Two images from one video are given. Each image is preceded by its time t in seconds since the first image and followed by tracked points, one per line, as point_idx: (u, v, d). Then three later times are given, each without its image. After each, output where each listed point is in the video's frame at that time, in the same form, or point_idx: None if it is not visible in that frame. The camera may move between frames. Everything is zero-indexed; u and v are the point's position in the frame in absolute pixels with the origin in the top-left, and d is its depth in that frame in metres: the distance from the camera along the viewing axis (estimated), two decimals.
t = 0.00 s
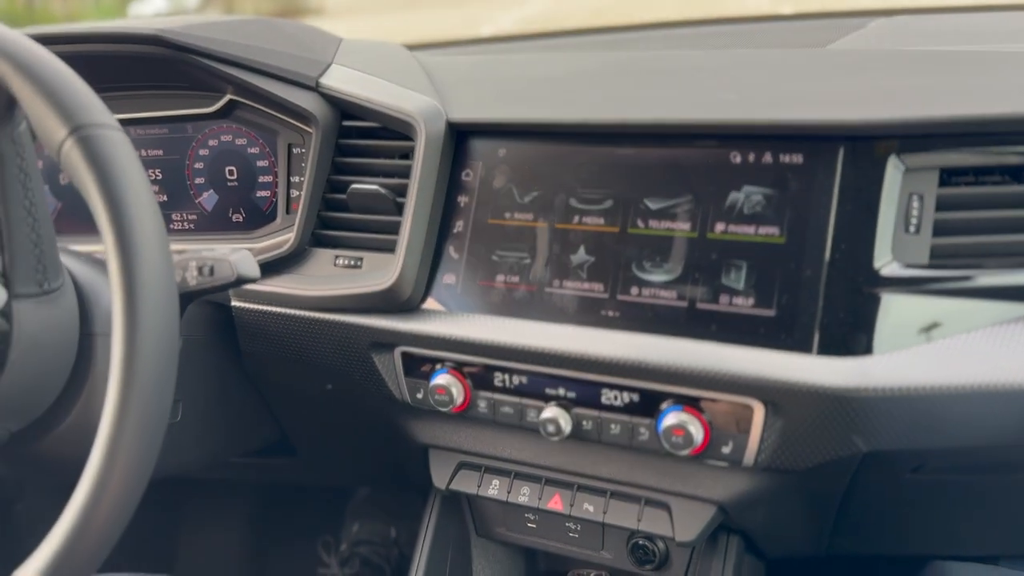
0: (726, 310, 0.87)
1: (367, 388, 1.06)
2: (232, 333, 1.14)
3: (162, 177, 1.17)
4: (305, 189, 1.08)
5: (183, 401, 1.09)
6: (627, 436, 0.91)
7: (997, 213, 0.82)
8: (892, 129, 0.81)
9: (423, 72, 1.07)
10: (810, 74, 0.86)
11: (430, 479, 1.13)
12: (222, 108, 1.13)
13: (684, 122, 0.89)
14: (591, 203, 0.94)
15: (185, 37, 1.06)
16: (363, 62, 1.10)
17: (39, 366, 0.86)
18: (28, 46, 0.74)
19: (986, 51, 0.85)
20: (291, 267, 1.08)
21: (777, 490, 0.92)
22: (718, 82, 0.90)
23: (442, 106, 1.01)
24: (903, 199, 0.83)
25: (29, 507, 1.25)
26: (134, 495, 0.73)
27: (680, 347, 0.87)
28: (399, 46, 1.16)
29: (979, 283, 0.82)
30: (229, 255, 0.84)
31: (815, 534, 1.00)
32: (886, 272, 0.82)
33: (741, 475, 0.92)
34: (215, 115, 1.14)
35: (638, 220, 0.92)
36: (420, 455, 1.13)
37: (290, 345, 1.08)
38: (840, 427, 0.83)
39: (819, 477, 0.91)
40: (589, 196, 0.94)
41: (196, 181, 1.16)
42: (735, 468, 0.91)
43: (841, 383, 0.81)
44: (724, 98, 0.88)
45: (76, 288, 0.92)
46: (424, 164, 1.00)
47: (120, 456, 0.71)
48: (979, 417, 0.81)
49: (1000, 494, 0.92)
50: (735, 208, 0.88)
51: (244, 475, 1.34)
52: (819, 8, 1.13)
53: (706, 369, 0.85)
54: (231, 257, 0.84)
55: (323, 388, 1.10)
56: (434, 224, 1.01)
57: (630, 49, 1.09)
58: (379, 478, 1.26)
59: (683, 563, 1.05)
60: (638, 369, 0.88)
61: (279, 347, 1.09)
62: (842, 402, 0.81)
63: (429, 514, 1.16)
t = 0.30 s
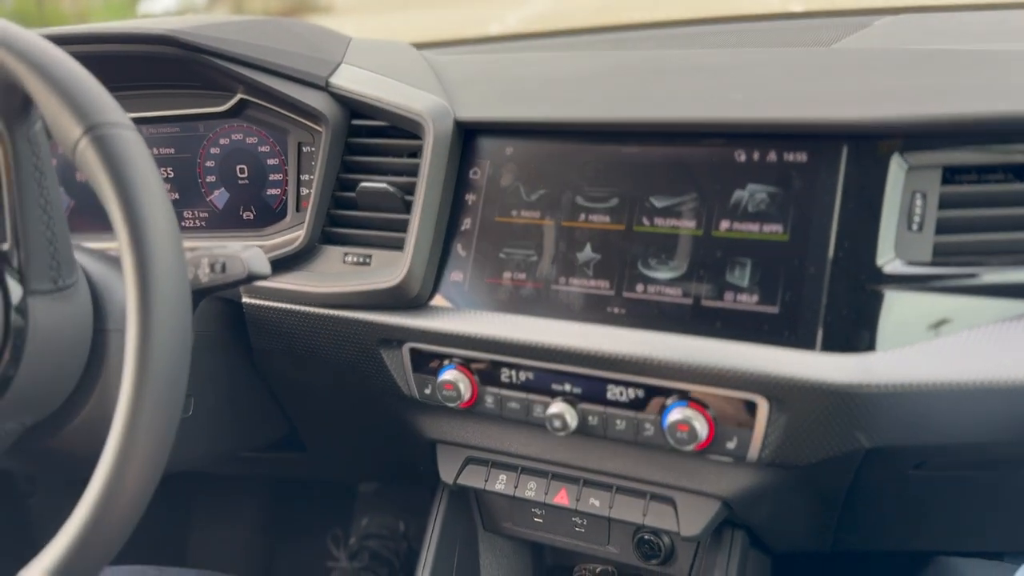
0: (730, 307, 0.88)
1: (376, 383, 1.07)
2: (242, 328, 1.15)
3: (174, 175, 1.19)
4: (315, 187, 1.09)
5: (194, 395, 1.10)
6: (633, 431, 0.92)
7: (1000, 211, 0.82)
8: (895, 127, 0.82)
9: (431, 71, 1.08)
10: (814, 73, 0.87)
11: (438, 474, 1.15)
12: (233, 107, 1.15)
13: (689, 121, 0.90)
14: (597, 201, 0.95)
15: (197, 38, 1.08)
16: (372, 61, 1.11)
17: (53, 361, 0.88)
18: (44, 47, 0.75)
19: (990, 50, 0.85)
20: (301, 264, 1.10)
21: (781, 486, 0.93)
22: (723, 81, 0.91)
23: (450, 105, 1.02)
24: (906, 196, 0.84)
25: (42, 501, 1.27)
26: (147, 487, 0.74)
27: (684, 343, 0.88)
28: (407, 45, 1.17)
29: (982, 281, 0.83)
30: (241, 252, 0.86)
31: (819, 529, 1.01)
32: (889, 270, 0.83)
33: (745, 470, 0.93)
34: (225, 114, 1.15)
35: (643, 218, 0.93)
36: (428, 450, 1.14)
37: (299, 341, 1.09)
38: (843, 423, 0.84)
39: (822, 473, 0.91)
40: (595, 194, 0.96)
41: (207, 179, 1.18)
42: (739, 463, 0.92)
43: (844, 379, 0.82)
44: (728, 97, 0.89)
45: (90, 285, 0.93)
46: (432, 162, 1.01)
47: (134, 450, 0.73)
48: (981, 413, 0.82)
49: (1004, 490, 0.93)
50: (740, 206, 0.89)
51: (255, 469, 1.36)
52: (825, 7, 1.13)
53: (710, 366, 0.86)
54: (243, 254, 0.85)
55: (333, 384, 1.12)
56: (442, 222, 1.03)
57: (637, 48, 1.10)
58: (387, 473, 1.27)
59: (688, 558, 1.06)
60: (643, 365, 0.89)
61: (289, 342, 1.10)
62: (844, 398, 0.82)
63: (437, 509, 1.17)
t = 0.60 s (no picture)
0: (732, 305, 0.88)
1: (379, 380, 1.08)
2: (247, 325, 1.15)
3: (179, 173, 1.20)
4: (319, 185, 1.10)
5: (199, 392, 1.11)
6: (635, 428, 0.92)
7: (1003, 208, 0.82)
8: (898, 124, 0.82)
9: (434, 69, 1.08)
10: (817, 70, 0.87)
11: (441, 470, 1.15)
12: (237, 105, 1.15)
13: (691, 118, 0.90)
14: (599, 198, 0.96)
15: (201, 36, 1.08)
16: (376, 59, 1.11)
17: (59, 358, 0.88)
18: (50, 45, 0.76)
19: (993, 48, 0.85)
20: (305, 261, 1.10)
21: (782, 483, 0.94)
22: (725, 78, 0.91)
23: (453, 103, 1.03)
24: (908, 193, 0.84)
25: (48, 497, 1.28)
26: (152, 483, 0.75)
27: (687, 340, 0.88)
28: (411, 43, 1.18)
29: (985, 278, 0.83)
30: (245, 249, 0.86)
31: (821, 526, 1.01)
32: (891, 267, 0.83)
33: (747, 467, 0.93)
34: (230, 112, 1.16)
35: (645, 215, 0.93)
36: (432, 447, 1.15)
37: (305, 339, 1.10)
38: (844, 420, 0.85)
39: (824, 469, 0.92)
40: (597, 191, 0.96)
41: (212, 177, 1.18)
42: (741, 460, 0.92)
43: (846, 376, 0.82)
44: (730, 94, 0.89)
45: (96, 282, 0.94)
46: (436, 160, 1.02)
47: (139, 448, 0.73)
48: (983, 410, 0.82)
49: (1006, 487, 0.93)
50: (742, 203, 0.89)
51: (260, 466, 1.36)
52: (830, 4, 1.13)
53: (712, 362, 0.86)
54: (246, 251, 0.85)
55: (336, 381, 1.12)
56: (446, 219, 1.03)
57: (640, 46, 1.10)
58: (392, 470, 1.28)
59: (691, 555, 1.06)
60: (644, 362, 0.89)
61: (294, 339, 1.11)
62: (846, 394, 0.83)
63: (441, 505, 1.18)
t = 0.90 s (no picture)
0: (732, 304, 0.88)
1: (379, 379, 1.08)
2: (246, 325, 1.15)
3: (179, 172, 1.20)
4: (319, 184, 1.10)
5: (199, 391, 1.11)
6: (633, 427, 0.92)
7: (1002, 207, 0.82)
8: (897, 124, 0.82)
9: (434, 69, 1.08)
10: (817, 69, 0.87)
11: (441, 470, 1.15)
12: (237, 105, 1.15)
13: (691, 118, 0.90)
14: (598, 198, 0.96)
15: (201, 36, 1.08)
16: (375, 59, 1.11)
17: (58, 357, 0.88)
18: (49, 45, 0.76)
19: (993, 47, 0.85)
20: (305, 260, 1.10)
21: (781, 482, 0.94)
22: (725, 78, 0.91)
23: (453, 103, 1.03)
24: (907, 193, 0.84)
25: (49, 496, 1.28)
26: (150, 483, 0.75)
27: (686, 340, 0.88)
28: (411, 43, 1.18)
29: (986, 277, 0.83)
30: (245, 248, 0.86)
31: (820, 526, 1.01)
32: (890, 266, 0.83)
33: (747, 467, 0.93)
34: (230, 112, 1.16)
35: (644, 215, 0.93)
36: (431, 446, 1.15)
37: (305, 338, 1.10)
38: (843, 420, 0.84)
39: (823, 469, 0.92)
40: (597, 191, 0.96)
41: (213, 177, 1.18)
42: (740, 460, 0.92)
43: (845, 375, 0.82)
44: (730, 94, 0.89)
45: (95, 281, 0.94)
46: (435, 159, 1.02)
47: (137, 447, 0.74)
48: (982, 410, 0.82)
49: (1006, 487, 0.93)
50: (740, 203, 0.89)
51: (260, 465, 1.36)
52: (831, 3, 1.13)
53: (711, 362, 0.86)
54: (245, 250, 0.85)
55: (337, 380, 1.12)
56: (445, 219, 1.03)
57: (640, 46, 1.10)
58: (391, 469, 1.28)
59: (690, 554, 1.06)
60: (643, 361, 0.89)
61: (293, 338, 1.11)
62: (845, 394, 0.82)
63: (440, 505, 1.18)
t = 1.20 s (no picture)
0: (729, 309, 0.88)
1: (376, 384, 1.08)
2: (244, 328, 1.15)
3: (177, 176, 1.20)
4: (316, 189, 1.10)
5: (196, 395, 1.10)
6: (631, 432, 0.92)
7: (1000, 213, 0.82)
8: (894, 130, 0.82)
9: (432, 74, 1.08)
10: (814, 74, 0.87)
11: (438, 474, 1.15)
12: (236, 109, 1.15)
13: (688, 123, 0.90)
14: (596, 202, 0.96)
15: (199, 40, 1.08)
16: (373, 64, 1.11)
17: (54, 361, 0.88)
18: (47, 49, 0.76)
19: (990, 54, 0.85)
20: (303, 265, 1.10)
21: (779, 488, 0.93)
22: (722, 83, 0.91)
23: (451, 107, 1.03)
24: (904, 199, 0.84)
25: (46, 500, 1.28)
26: (145, 489, 0.75)
27: (683, 345, 0.88)
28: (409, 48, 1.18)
29: (984, 282, 0.83)
30: (242, 252, 0.86)
31: (818, 532, 1.01)
32: (887, 271, 0.83)
33: (743, 472, 0.93)
34: (228, 116, 1.16)
35: (642, 220, 0.93)
36: (428, 451, 1.15)
37: (302, 343, 1.10)
38: (840, 425, 0.84)
39: (821, 475, 0.91)
40: (595, 196, 0.96)
41: (210, 181, 1.18)
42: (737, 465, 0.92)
43: (842, 381, 0.82)
44: (728, 99, 0.89)
45: (92, 285, 0.94)
46: (432, 164, 1.02)
47: (133, 452, 0.73)
48: (980, 416, 0.82)
49: (1005, 492, 0.93)
50: (738, 208, 0.89)
51: (257, 470, 1.36)
52: (830, 9, 1.13)
53: (708, 367, 0.86)
54: (243, 254, 0.85)
55: (333, 385, 1.12)
56: (442, 224, 1.03)
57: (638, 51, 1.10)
58: (389, 474, 1.27)
59: (688, 560, 1.06)
60: (641, 366, 0.89)
61: (291, 343, 1.11)
62: (842, 399, 0.82)
63: (437, 510, 1.18)
